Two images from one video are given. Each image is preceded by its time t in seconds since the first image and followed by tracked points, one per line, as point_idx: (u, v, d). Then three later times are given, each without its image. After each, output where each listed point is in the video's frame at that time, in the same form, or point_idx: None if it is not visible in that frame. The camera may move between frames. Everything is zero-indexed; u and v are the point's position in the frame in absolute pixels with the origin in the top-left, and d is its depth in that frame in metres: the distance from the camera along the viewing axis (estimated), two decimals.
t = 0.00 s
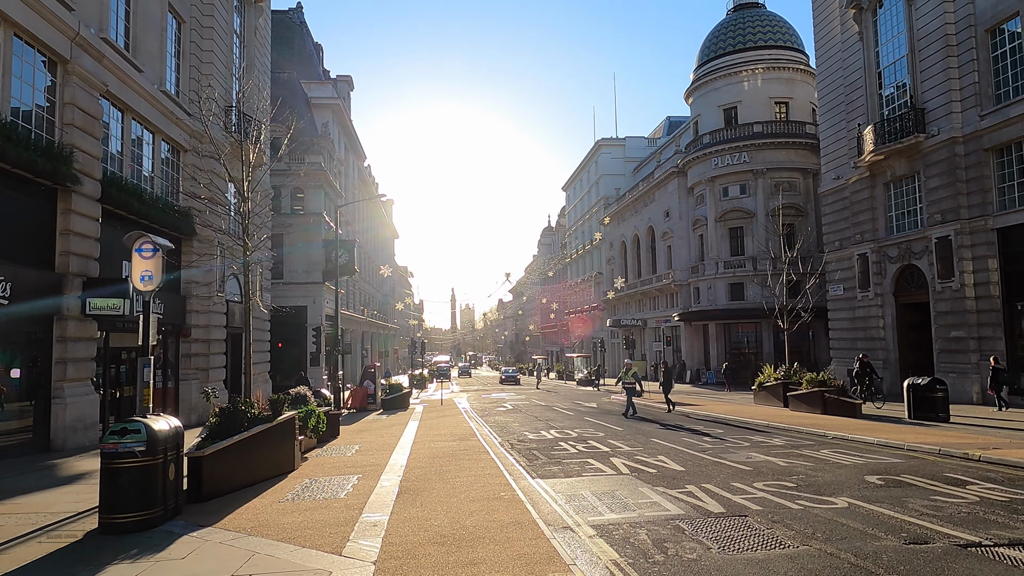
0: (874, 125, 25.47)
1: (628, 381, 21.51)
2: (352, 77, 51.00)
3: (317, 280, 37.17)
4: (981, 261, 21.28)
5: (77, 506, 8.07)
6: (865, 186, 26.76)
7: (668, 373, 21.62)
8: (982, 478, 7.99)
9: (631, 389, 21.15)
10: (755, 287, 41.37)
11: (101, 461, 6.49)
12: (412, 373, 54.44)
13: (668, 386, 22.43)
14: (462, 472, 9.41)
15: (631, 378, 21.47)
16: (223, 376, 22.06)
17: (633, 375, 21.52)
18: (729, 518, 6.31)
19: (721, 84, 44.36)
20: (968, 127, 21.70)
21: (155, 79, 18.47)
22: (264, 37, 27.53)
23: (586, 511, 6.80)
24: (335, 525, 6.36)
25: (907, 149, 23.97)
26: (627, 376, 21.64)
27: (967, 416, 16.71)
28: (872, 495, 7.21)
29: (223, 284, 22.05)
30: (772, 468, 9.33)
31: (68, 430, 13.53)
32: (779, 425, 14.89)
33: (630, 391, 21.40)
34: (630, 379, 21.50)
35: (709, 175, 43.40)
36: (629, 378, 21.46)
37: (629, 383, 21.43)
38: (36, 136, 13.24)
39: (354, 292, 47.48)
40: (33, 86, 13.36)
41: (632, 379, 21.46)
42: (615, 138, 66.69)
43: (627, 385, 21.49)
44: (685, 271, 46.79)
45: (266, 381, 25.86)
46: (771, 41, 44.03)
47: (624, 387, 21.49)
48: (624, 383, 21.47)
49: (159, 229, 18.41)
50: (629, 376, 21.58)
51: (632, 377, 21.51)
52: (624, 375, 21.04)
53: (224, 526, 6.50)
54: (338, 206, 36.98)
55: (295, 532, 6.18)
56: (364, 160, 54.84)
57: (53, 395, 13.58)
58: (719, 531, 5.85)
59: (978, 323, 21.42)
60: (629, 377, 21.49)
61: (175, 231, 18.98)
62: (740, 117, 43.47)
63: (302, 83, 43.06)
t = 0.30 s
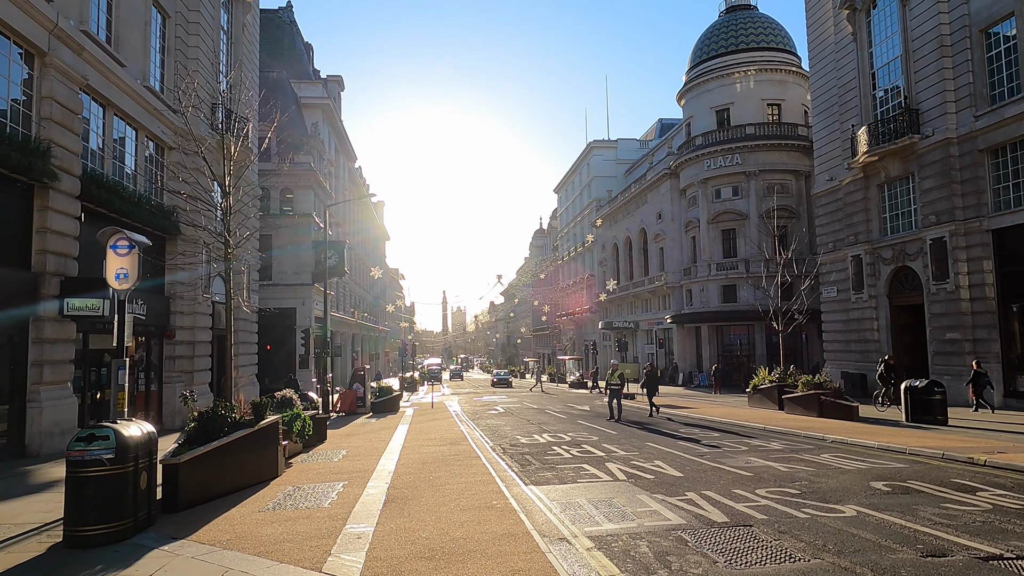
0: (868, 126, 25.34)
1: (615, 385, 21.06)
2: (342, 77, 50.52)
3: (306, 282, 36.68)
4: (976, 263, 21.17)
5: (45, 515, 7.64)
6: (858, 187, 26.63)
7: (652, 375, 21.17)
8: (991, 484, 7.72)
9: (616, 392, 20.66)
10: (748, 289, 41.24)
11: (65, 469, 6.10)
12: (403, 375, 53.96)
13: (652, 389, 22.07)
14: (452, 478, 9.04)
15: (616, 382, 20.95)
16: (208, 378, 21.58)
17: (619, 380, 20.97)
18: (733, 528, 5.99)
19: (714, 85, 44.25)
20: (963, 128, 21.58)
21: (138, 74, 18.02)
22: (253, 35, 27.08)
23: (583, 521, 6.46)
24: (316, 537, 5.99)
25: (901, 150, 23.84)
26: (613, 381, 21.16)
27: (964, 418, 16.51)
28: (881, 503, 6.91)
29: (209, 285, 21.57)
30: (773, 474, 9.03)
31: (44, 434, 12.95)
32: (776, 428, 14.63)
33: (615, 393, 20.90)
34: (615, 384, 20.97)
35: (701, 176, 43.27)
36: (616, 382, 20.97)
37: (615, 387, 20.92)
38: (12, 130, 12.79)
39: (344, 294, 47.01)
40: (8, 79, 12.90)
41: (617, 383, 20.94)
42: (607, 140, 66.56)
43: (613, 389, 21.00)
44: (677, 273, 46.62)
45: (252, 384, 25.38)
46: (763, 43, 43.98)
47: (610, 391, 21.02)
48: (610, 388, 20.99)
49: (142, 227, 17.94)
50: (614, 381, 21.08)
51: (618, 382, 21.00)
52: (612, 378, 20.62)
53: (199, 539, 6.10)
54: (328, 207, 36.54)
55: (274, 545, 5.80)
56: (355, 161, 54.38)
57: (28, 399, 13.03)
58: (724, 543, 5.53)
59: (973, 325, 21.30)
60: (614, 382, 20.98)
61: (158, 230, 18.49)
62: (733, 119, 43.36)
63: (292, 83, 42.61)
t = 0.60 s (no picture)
0: (861, 126, 25.27)
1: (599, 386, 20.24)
2: (331, 76, 49.98)
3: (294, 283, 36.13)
4: (969, 264, 21.11)
5: (11, 525, 7.22)
6: (851, 188, 26.55)
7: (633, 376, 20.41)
8: (1001, 489, 7.48)
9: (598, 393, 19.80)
10: (739, 290, 41.16)
11: (30, 479, 5.70)
12: (393, 378, 53.48)
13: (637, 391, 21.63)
14: (443, 485, 8.70)
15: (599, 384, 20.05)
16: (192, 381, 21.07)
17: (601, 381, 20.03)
18: (741, 538, 5.69)
19: (705, 87, 44.18)
20: (956, 128, 21.52)
21: (120, 69, 17.56)
22: (239, 31, 26.60)
23: (582, 531, 6.14)
24: (299, 550, 5.62)
25: (893, 151, 23.78)
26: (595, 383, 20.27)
27: (960, 420, 16.36)
28: (891, 509, 6.64)
29: (194, 285, 21.08)
30: (775, 479, 8.75)
31: (18, 440, 12.43)
32: (772, 430, 14.40)
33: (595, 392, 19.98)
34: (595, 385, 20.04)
35: (692, 177, 43.16)
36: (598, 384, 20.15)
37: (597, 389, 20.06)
38: None
39: (333, 295, 46.46)
40: None
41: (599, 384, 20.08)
42: (597, 141, 66.43)
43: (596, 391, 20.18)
44: (668, 274, 46.49)
45: (237, 387, 24.88)
46: (754, 45, 43.97)
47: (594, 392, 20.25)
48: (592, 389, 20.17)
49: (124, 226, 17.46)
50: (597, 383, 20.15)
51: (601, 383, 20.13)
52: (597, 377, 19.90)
53: (173, 553, 5.72)
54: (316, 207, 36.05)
55: (254, 559, 5.43)
56: (344, 161, 53.87)
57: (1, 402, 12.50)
58: (733, 554, 5.23)
59: (966, 326, 21.21)
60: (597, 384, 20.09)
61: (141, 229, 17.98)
62: (724, 120, 43.31)
63: (280, 81, 42.07)
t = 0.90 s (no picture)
0: (857, 125, 25.12)
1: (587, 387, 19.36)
2: (322, 74, 49.47)
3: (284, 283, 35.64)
4: (966, 263, 20.98)
5: None
6: (846, 187, 26.39)
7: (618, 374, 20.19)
8: (1016, 494, 7.22)
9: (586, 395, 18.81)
10: (733, 291, 41.00)
11: None
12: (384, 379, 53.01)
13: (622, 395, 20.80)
14: (436, 491, 8.37)
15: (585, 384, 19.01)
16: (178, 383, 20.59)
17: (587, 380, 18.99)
18: (752, 548, 5.38)
19: (698, 86, 44.00)
20: (952, 127, 21.38)
21: (104, 62, 17.11)
22: (228, 27, 26.13)
23: (583, 541, 5.81)
24: (282, 563, 5.26)
25: (889, 150, 23.63)
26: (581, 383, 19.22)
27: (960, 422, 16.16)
28: (905, 516, 6.35)
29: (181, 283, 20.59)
30: (780, 483, 8.46)
31: None
32: (771, 432, 14.13)
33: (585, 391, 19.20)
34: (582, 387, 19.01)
35: (686, 178, 42.97)
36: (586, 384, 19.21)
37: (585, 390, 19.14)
38: None
39: (323, 295, 45.98)
40: None
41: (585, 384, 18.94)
42: (590, 142, 66.22)
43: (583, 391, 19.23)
44: (661, 275, 46.30)
45: (225, 388, 24.42)
46: (747, 44, 43.84)
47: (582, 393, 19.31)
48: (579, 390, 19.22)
49: (107, 223, 16.99)
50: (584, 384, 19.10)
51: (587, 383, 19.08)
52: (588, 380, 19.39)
53: (148, 568, 5.35)
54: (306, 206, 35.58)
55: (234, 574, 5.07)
56: (336, 160, 53.38)
57: None
58: (745, 567, 4.91)
59: (963, 327, 21.07)
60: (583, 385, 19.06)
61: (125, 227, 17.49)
62: (717, 120, 43.16)
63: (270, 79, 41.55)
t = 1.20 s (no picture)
0: (859, 121, 24.84)
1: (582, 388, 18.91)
2: (319, 72, 49.08)
3: (280, 281, 35.25)
4: (971, 260, 20.70)
5: None
6: (848, 184, 26.11)
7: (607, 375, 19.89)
8: None
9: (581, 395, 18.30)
10: (733, 289, 40.73)
11: None
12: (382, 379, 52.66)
13: (612, 397, 20.23)
14: (431, 493, 8.03)
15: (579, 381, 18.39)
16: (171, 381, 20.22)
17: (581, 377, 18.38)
18: (767, 555, 5.07)
19: (698, 84, 43.71)
20: (957, 123, 21.11)
21: (93, 53, 16.76)
22: (223, 21, 25.76)
23: (588, 547, 5.48)
24: (267, 572, 4.92)
25: (892, 146, 23.35)
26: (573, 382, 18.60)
27: (967, 421, 15.86)
28: (927, 519, 6.03)
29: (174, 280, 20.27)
30: (789, 484, 8.15)
31: None
32: (776, 432, 13.81)
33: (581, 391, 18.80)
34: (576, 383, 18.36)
35: (685, 175, 42.70)
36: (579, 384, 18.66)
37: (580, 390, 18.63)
38: None
39: (320, 294, 45.62)
40: None
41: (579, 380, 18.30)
42: (589, 140, 65.92)
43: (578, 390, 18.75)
44: (661, 273, 46.01)
45: (219, 387, 24.03)
46: (747, 41, 43.51)
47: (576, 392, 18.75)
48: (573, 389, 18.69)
49: (97, 219, 16.60)
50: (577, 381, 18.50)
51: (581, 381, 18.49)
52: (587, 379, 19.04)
53: None
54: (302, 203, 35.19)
55: None
56: (333, 159, 53.02)
57: None
58: None
59: (968, 324, 20.78)
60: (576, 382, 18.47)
61: (116, 222, 17.11)
62: (717, 117, 42.87)
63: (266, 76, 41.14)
